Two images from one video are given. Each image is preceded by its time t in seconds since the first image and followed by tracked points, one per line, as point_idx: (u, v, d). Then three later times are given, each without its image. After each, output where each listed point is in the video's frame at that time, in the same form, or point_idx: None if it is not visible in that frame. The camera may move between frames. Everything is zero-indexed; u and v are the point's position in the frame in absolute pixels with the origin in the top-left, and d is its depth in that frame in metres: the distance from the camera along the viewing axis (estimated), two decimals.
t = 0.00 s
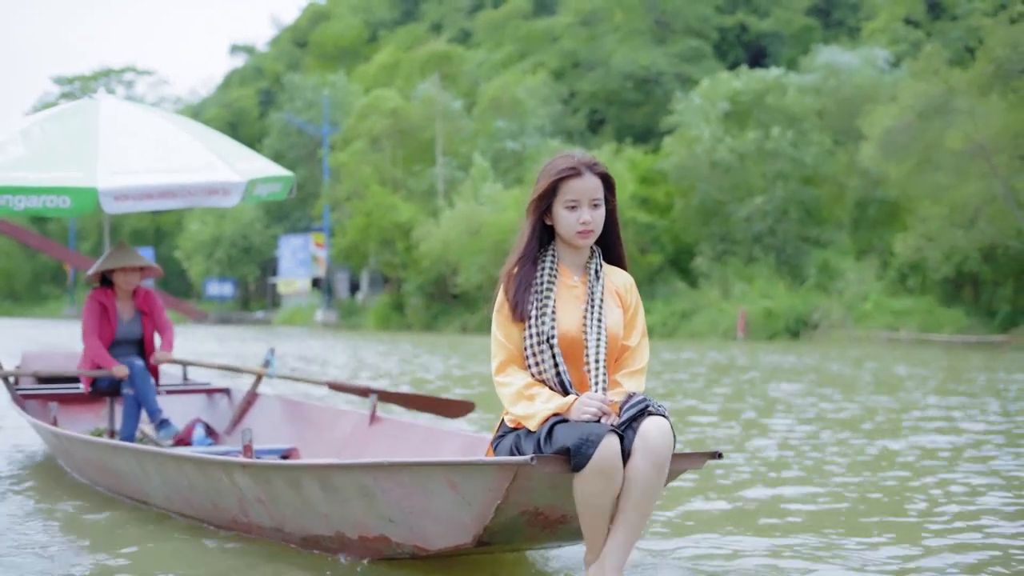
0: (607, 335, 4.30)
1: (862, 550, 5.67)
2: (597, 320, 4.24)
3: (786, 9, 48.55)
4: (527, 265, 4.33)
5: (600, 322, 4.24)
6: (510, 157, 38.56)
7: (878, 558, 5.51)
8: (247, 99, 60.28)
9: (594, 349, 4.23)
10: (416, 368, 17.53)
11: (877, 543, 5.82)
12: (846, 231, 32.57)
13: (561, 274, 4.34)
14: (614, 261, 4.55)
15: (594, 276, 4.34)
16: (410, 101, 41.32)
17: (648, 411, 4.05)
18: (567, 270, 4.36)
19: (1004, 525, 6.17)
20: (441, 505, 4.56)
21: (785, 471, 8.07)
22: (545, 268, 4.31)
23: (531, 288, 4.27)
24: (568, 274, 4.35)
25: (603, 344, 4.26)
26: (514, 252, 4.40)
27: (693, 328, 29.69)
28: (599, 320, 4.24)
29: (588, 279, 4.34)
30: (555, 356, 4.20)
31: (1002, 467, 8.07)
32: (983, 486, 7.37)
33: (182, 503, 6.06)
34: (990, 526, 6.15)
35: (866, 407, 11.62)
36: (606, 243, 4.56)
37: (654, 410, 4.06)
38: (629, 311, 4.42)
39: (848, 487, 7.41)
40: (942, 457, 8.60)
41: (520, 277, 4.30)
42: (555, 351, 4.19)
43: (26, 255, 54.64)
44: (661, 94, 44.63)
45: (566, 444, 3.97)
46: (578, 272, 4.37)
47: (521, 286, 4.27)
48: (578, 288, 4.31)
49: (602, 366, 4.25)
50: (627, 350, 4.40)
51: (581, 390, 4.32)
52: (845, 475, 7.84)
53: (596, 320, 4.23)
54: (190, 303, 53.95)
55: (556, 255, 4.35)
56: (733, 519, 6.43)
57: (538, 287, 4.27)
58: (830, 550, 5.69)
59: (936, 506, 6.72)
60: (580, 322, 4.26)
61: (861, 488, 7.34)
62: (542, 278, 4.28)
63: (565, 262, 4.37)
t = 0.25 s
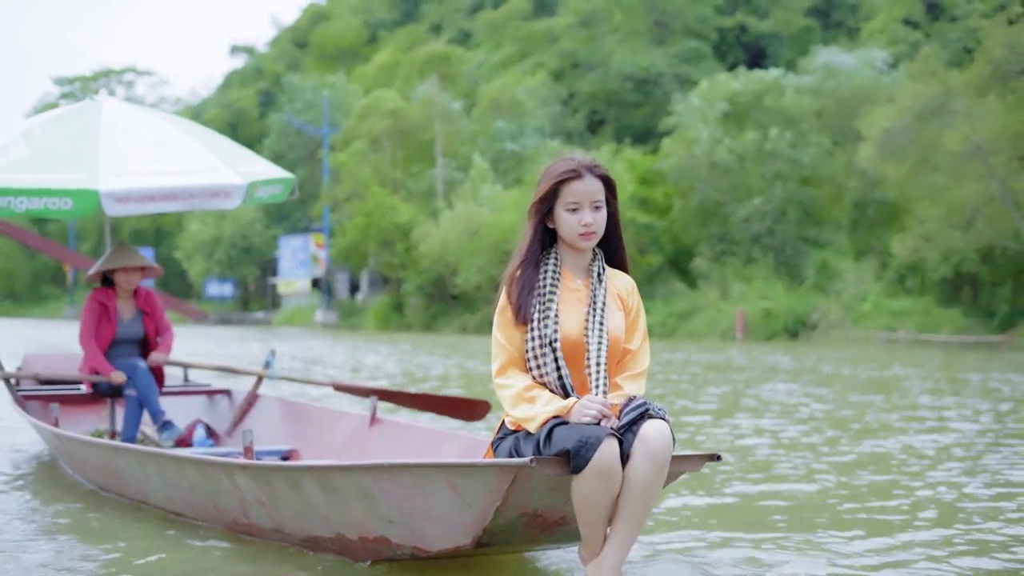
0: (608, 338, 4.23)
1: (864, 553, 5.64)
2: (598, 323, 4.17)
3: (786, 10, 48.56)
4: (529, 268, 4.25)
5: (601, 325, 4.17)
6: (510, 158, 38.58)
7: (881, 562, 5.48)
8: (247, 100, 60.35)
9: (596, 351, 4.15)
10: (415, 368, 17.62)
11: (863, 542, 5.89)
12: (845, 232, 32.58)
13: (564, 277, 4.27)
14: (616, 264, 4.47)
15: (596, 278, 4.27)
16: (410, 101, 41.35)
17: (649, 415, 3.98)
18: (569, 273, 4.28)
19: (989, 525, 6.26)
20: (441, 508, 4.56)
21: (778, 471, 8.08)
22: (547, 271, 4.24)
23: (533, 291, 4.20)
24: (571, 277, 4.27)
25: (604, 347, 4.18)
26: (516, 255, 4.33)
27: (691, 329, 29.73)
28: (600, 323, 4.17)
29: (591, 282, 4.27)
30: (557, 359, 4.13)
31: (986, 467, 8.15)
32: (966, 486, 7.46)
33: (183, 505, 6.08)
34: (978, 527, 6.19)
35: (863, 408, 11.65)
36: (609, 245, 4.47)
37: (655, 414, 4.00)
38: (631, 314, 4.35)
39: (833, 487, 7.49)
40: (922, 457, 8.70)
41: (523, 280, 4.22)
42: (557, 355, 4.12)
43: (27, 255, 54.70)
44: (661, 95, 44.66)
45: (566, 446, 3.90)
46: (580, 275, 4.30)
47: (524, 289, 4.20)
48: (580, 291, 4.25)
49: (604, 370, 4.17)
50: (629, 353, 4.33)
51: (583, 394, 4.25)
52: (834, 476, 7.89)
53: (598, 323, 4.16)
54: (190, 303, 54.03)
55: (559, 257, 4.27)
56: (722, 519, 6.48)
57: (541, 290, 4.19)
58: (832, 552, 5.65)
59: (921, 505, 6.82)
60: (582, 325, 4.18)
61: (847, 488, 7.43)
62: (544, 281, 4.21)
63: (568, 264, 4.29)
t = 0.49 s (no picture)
0: (609, 342, 4.22)
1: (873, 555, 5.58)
2: (600, 327, 4.17)
3: (785, 11, 48.57)
4: (530, 270, 4.25)
5: (602, 328, 4.17)
6: (509, 158, 38.59)
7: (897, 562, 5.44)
8: (247, 100, 60.38)
9: (596, 354, 4.14)
10: (416, 368, 17.65)
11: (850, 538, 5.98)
12: (843, 232, 32.59)
13: (564, 280, 4.27)
14: (618, 267, 4.46)
15: (598, 281, 4.27)
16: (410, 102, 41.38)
17: (647, 416, 3.98)
18: (570, 276, 4.28)
19: (971, 519, 6.39)
20: (441, 509, 4.58)
21: (777, 471, 8.06)
22: (548, 274, 4.24)
23: (534, 293, 4.20)
24: (572, 280, 4.27)
25: (604, 351, 4.17)
26: (517, 257, 4.33)
27: (690, 329, 29.77)
28: (601, 326, 4.18)
29: (593, 286, 4.27)
30: (556, 362, 4.13)
31: (981, 468, 8.16)
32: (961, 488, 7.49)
33: (182, 506, 6.09)
34: (960, 522, 6.30)
35: (861, 408, 11.67)
36: (610, 248, 4.46)
37: (652, 415, 3.99)
38: (632, 317, 4.33)
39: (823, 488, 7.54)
40: (916, 458, 8.67)
41: (524, 282, 4.22)
42: (557, 358, 4.13)
43: (27, 255, 54.75)
44: (660, 95, 44.68)
45: (564, 448, 3.91)
46: (582, 277, 4.30)
47: (525, 292, 4.20)
48: (581, 295, 4.24)
49: (604, 371, 4.15)
50: (628, 356, 4.31)
51: (582, 397, 4.24)
52: (831, 475, 7.90)
53: (599, 326, 4.16)
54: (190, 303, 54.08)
55: (560, 260, 4.28)
56: (711, 516, 6.53)
57: (542, 292, 4.19)
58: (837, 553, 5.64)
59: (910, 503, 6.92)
60: (583, 328, 4.18)
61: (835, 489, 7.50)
62: (545, 284, 4.21)
63: (569, 267, 4.29)
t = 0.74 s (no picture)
0: (609, 346, 4.20)
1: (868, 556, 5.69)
2: (599, 330, 4.16)
3: (785, 11, 48.58)
4: (530, 272, 4.24)
5: (602, 331, 4.16)
6: (509, 159, 38.59)
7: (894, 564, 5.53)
8: (247, 100, 60.41)
9: (595, 358, 4.13)
10: (416, 368, 17.73)
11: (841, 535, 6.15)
12: (842, 233, 32.61)
13: (564, 282, 4.25)
14: (618, 269, 4.43)
15: (598, 284, 4.25)
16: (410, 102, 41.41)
17: (642, 416, 3.95)
18: (570, 278, 4.26)
19: (953, 517, 6.54)
20: (440, 510, 4.59)
21: (773, 472, 8.09)
22: (548, 276, 4.22)
23: (533, 296, 4.18)
24: (571, 282, 4.25)
25: (604, 354, 4.16)
26: (517, 259, 4.32)
27: (689, 329, 29.81)
28: (601, 330, 4.16)
29: (593, 288, 4.24)
30: (554, 365, 4.12)
31: (973, 468, 8.21)
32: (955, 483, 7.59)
33: (183, 506, 6.11)
34: (943, 517, 6.53)
35: (860, 408, 11.71)
36: (611, 249, 4.44)
37: (648, 415, 3.96)
38: (631, 320, 4.31)
39: (818, 486, 7.60)
40: (906, 458, 8.70)
41: (523, 284, 4.20)
42: (554, 360, 4.12)
43: (27, 256, 54.81)
44: (660, 95, 44.70)
45: (562, 450, 3.92)
46: (582, 280, 4.27)
47: (524, 294, 4.18)
48: (581, 298, 4.22)
49: (602, 374, 4.14)
50: (628, 358, 4.29)
51: (581, 399, 4.23)
52: (832, 476, 7.91)
53: (598, 330, 4.15)
54: (190, 303, 54.14)
55: (559, 262, 4.26)
56: (709, 518, 6.56)
57: (541, 295, 4.17)
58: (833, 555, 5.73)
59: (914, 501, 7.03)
60: (583, 331, 4.17)
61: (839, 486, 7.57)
62: (544, 286, 4.20)
63: (569, 270, 4.27)
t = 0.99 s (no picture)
0: (606, 348, 4.22)
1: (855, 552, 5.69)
2: (597, 332, 4.17)
3: (784, 12, 48.61)
4: (528, 274, 4.25)
5: (599, 334, 4.17)
6: (508, 159, 38.57)
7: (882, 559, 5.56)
8: (247, 100, 60.42)
9: (593, 360, 4.16)
10: (415, 368, 17.79)
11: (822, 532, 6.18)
12: (841, 233, 32.61)
13: (562, 284, 4.26)
14: (616, 271, 4.44)
15: (596, 286, 4.26)
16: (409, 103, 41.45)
17: (638, 417, 3.97)
18: (568, 280, 4.27)
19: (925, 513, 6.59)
20: (437, 510, 4.62)
21: (769, 471, 8.12)
22: (545, 278, 4.23)
23: (531, 297, 4.20)
24: (569, 284, 4.26)
25: (601, 358, 4.18)
26: (515, 261, 4.32)
27: (688, 330, 29.84)
28: (599, 331, 4.18)
29: (591, 290, 4.26)
30: (550, 367, 4.14)
31: (959, 467, 8.20)
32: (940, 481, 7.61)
33: (182, 506, 6.13)
34: (914, 514, 6.57)
35: (856, 408, 11.74)
36: (609, 250, 4.45)
37: (644, 415, 3.98)
38: (629, 322, 4.32)
39: (808, 484, 7.62)
40: (895, 457, 8.71)
41: (521, 286, 4.22)
42: (550, 362, 4.14)
43: (28, 256, 54.87)
44: (660, 96, 44.73)
45: (559, 452, 3.94)
46: (580, 282, 4.28)
47: (522, 295, 4.20)
48: (579, 300, 4.23)
49: (599, 375, 4.16)
50: (625, 360, 4.31)
51: (576, 400, 4.25)
52: (825, 476, 7.93)
53: (596, 332, 4.16)
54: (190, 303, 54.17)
55: (558, 265, 4.27)
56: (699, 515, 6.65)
57: (539, 297, 4.19)
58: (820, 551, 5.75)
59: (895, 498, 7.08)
60: (581, 333, 4.19)
61: (828, 485, 7.58)
62: (542, 289, 4.21)
63: (567, 271, 4.28)
